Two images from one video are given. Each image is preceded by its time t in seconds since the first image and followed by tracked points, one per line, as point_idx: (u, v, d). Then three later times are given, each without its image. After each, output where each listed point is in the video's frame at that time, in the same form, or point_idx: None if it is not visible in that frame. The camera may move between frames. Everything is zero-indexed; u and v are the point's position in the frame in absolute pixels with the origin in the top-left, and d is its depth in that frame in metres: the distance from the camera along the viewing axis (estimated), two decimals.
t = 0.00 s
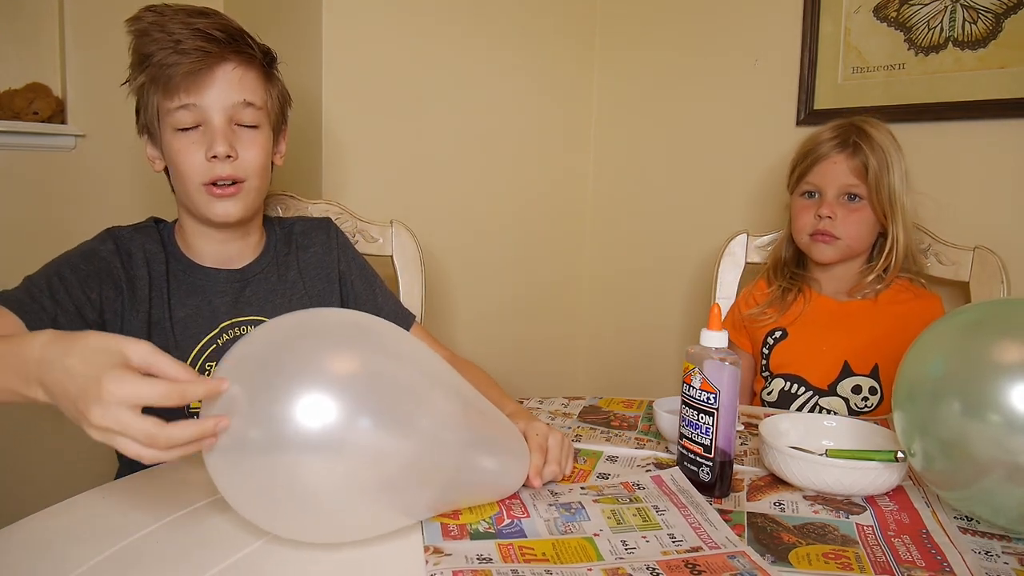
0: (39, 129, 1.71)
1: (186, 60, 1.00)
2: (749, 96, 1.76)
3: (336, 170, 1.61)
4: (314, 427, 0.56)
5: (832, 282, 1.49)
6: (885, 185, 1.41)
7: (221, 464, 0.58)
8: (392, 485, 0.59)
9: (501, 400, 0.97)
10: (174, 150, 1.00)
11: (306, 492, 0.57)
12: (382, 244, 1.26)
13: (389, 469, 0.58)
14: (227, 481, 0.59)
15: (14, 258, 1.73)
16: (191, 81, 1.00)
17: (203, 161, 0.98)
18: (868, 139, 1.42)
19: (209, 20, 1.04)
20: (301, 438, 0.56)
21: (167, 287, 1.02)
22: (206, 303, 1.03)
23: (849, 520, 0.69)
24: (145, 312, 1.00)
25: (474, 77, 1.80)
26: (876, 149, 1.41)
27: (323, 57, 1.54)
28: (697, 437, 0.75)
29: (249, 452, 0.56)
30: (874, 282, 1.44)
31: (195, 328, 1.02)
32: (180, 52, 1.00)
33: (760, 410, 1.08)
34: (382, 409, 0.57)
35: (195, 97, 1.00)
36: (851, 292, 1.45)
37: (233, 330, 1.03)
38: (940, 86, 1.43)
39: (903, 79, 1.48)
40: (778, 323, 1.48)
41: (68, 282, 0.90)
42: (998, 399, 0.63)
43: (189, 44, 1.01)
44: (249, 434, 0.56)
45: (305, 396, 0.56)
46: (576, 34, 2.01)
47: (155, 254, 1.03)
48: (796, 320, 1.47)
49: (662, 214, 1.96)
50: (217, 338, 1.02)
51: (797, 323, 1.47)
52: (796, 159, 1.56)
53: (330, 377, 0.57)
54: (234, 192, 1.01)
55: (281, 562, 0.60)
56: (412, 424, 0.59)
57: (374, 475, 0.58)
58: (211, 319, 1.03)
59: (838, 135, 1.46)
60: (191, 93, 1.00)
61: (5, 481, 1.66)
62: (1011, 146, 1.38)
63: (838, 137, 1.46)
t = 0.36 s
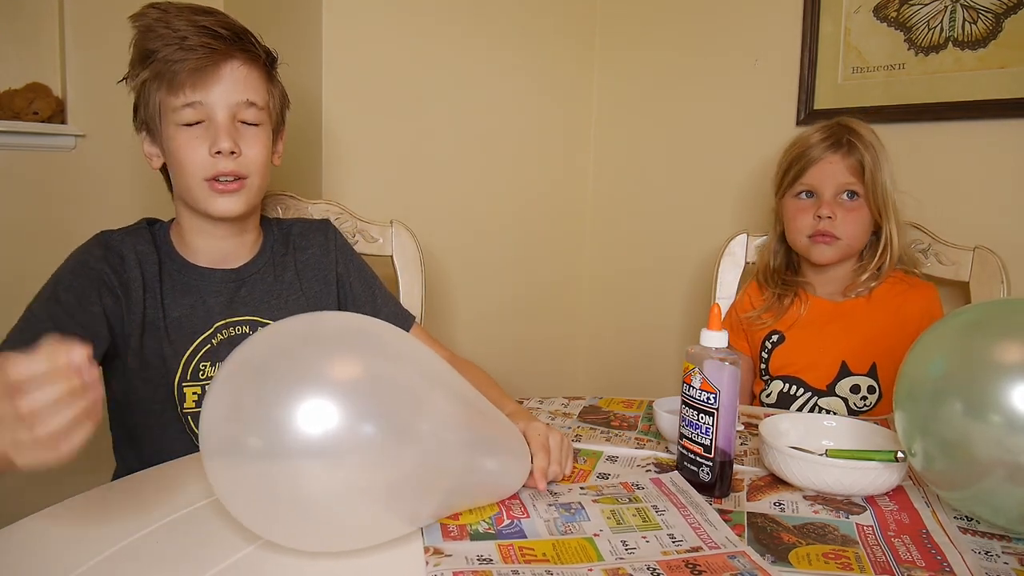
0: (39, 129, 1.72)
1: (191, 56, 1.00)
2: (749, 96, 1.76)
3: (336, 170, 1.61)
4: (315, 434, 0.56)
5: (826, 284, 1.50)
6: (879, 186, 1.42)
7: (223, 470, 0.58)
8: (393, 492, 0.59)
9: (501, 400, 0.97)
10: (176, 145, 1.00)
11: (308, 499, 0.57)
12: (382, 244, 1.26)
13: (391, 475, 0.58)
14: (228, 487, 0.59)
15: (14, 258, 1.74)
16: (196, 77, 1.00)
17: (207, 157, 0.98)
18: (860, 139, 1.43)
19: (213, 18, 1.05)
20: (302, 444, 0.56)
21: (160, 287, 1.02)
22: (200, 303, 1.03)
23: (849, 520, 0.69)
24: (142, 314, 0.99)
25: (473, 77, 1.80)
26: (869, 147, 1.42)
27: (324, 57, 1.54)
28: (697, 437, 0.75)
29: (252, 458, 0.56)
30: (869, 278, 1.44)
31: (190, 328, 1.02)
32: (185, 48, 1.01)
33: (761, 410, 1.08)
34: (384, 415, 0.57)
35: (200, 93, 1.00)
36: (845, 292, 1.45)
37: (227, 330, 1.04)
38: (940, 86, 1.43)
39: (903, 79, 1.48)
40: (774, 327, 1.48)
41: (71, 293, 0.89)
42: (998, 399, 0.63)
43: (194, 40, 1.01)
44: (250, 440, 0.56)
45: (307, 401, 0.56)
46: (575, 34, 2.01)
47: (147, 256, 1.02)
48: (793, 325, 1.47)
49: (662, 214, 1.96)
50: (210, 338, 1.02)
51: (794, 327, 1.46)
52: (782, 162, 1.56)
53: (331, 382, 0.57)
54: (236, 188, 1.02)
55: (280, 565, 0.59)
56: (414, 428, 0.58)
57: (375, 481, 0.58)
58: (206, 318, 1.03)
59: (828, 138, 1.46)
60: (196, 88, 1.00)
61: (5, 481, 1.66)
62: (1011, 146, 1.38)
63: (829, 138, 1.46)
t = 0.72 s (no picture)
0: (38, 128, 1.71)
1: (174, 57, 1.00)
2: (749, 95, 1.76)
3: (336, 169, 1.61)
4: (320, 438, 0.56)
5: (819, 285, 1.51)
6: (875, 184, 1.45)
7: (227, 475, 0.58)
8: (399, 495, 0.59)
9: (500, 400, 0.97)
10: (168, 147, 1.00)
11: (312, 503, 0.57)
12: (381, 243, 1.27)
13: (396, 478, 0.58)
14: (229, 490, 0.59)
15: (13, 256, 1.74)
16: (181, 77, 1.00)
17: (200, 156, 0.98)
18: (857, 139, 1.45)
19: (192, 16, 1.03)
20: (305, 447, 0.55)
21: (158, 286, 1.01)
22: (202, 300, 1.03)
23: (848, 519, 0.69)
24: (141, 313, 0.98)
25: (473, 77, 1.79)
26: (865, 145, 1.45)
27: (323, 56, 1.53)
28: (696, 437, 0.75)
29: (255, 461, 0.56)
30: (866, 280, 1.44)
31: (192, 325, 1.02)
32: (167, 49, 1.00)
33: (760, 410, 1.08)
34: (390, 417, 0.57)
35: (187, 92, 1.00)
36: (840, 291, 1.46)
37: (229, 326, 1.04)
38: (940, 86, 1.43)
39: (903, 79, 1.48)
40: (768, 327, 1.47)
41: (72, 298, 0.90)
42: (997, 399, 0.63)
43: (174, 40, 1.00)
44: (254, 444, 0.56)
45: (310, 405, 0.56)
46: (575, 33, 2.01)
47: (146, 258, 1.02)
48: (787, 325, 1.46)
49: (662, 214, 1.96)
50: (212, 335, 1.02)
51: (788, 328, 1.46)
52: (776, 163, 1.55)
53: (335, 384, 0.57)
54: (231, 184, 1.01)
55: (277, 566, 0.60)
56: (419, 430, 0.58)
57: (380, 484, 0.57)
58: (208, 314, 1.03)
59: (823, 139, 1.45)
60: (182, 88, 1.00)
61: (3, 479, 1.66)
62: (1011, 146, 1.39)
63: (824, 138, 1.46)
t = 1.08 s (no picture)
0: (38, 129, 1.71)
1: (176, 60, 0.99)
2: (749, 95, 1.76)
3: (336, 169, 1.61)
4: (325, 431, 0.56)
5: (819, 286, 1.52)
6: (878, 188, 1.46)
7: (231, 469, 0.58)
8: (403, 489, 0.59)
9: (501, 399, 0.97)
10: (170, 149, 1.00)
11: (317, 497, 0.57)
12: (381, 243, 1.27)
13: (400, 473, 0.58)
14: (233, 482, 0.59)
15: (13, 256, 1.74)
16: (184, 80, 1.00)
17: (202, 157, 0.99)
18: (859, 141, 1.44)
19: (195, 18, 1.03)
20: (310, 441, 0.56)
21: (156, 287, 1.01)
22: (203, 301, 1.03)
23: (849, 520, 0.69)
24: (140, 314, 0.98)
25: (473, 77, 1.79)
26: (867, 146, 1.45)
27: (323, 56, 1.53)
28: (697, 437, 0.75)
29: (258, 455, 0.56)
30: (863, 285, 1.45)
31: (193, 326, 1.02)
32: (169, 52, 0.99)
33: (760, 410, 1.08)
34: (394, 411, 0.57)
35: (190, 95, 1.00)
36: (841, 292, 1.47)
37: (231, 327, 1.03)
38: (940, 86, 1.43)
39: (903, 78, 1.48)
40: (767, 329, 1.47)
41: (73, 300, 0.90)
42: (997, 398, 0.63)
43: (177, 42, 1.00)
44: (258, 438, 0.56)
45: (315, 399, 0.56)
46: (575, 33, 2.01)
47: (145, 259, 1.02)
48: (787, 326, 1.47)
49: (662, 214, 1.96)
50: (215, 335, 1.02)
51: (788, 329, 1.46)
52: (777, 165, 1.54)
53: (339, 379, 0.57)
54: (233, 184, 1.01)
55: (279, 563, 0.59)
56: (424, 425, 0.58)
57: (384, 478, 0.58)
58: (209, 316, 1.03)
59: (827, 143, 1.44)
60: (185, 91, 1.00)
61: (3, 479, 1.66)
62: (1011, 145, 1.39)
63: (829, 141, 1.45)
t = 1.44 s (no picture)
0: (38, 129, 1.71)
1: (177, 66, 0.99)
2: (749, 95, 1.76)
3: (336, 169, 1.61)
4: (326, 431, 0.56)
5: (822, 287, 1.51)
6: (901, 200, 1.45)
7: (231, 471, 0.58)
8: (404, 489, 0.59)
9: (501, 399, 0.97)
10: (170, 154, 1.00)
11: (318, 498, 0.57)
12: (381, 243, 1.27)
13: (402, 472, 0.58)
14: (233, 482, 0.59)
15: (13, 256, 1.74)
16: (185, 86, 1.00)
17: (202, 163, 0.98)
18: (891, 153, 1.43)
19: (196, 24, 1.03)
20: (311, 442, 0.55)
21: (158, 288, 1.01)
22: (205, 303, 1.03)
23: (849, 520, 0.69)
24: (141, 314, 0.98)
25: (473, 77, 1.79)
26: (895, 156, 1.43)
27: (324, 56, 1.53)
28: (697, 437, 0.75)
29: (259, 456, 0.56)
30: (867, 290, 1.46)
31: (195, 327, 1.02)
32: (171, 58, 0.99)
33: (760, 410, 1.08)
34: (397, 412, 0.57)
35: (190, 101, 1.00)
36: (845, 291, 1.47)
37: (233, 330, 1.03)
38: (940, 86, 1.43)
39: (903, 78, 1.48)
40: (769, 328, 1.47)
41: (77, 299, 0.90)
42: (998, 398, 0.63)
43: (178, 49, 0.99)
44: (258, 438, 0.56)
45: (316, 400, 0.56)
46: (576, 33, 2.01)
47: (148, 259, 1.02)
48: (789, 325, 1.46)
49: (662, 214, 1.96)
50: (216, 338, 1.02)
51: (790, 328, 1.46)
52: (807, 163, 1.48)
53: (341, 380, 0.57)
54: (234, 189, 1.01)
55: (280, 564, 0.59)
56: (425, 425, 0.58)
57: (385, 479, 0.57)
58: (211, 318, 1.03)
59: (867, 156, 1.40)
60: (186, 97, 1.00)
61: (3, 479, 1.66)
62: (1010, 146, 1.39)
63: (868, 154, 1.40)
